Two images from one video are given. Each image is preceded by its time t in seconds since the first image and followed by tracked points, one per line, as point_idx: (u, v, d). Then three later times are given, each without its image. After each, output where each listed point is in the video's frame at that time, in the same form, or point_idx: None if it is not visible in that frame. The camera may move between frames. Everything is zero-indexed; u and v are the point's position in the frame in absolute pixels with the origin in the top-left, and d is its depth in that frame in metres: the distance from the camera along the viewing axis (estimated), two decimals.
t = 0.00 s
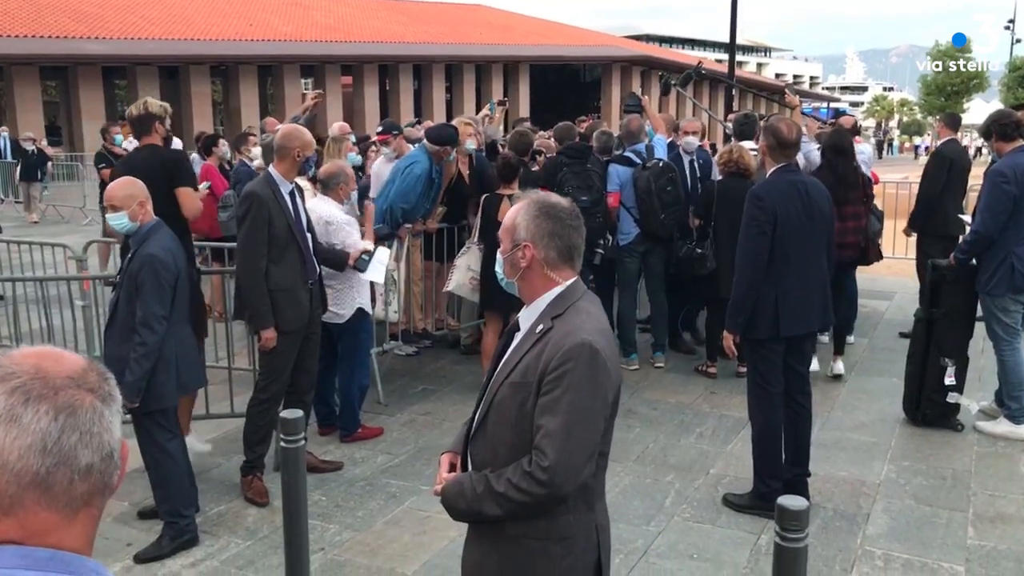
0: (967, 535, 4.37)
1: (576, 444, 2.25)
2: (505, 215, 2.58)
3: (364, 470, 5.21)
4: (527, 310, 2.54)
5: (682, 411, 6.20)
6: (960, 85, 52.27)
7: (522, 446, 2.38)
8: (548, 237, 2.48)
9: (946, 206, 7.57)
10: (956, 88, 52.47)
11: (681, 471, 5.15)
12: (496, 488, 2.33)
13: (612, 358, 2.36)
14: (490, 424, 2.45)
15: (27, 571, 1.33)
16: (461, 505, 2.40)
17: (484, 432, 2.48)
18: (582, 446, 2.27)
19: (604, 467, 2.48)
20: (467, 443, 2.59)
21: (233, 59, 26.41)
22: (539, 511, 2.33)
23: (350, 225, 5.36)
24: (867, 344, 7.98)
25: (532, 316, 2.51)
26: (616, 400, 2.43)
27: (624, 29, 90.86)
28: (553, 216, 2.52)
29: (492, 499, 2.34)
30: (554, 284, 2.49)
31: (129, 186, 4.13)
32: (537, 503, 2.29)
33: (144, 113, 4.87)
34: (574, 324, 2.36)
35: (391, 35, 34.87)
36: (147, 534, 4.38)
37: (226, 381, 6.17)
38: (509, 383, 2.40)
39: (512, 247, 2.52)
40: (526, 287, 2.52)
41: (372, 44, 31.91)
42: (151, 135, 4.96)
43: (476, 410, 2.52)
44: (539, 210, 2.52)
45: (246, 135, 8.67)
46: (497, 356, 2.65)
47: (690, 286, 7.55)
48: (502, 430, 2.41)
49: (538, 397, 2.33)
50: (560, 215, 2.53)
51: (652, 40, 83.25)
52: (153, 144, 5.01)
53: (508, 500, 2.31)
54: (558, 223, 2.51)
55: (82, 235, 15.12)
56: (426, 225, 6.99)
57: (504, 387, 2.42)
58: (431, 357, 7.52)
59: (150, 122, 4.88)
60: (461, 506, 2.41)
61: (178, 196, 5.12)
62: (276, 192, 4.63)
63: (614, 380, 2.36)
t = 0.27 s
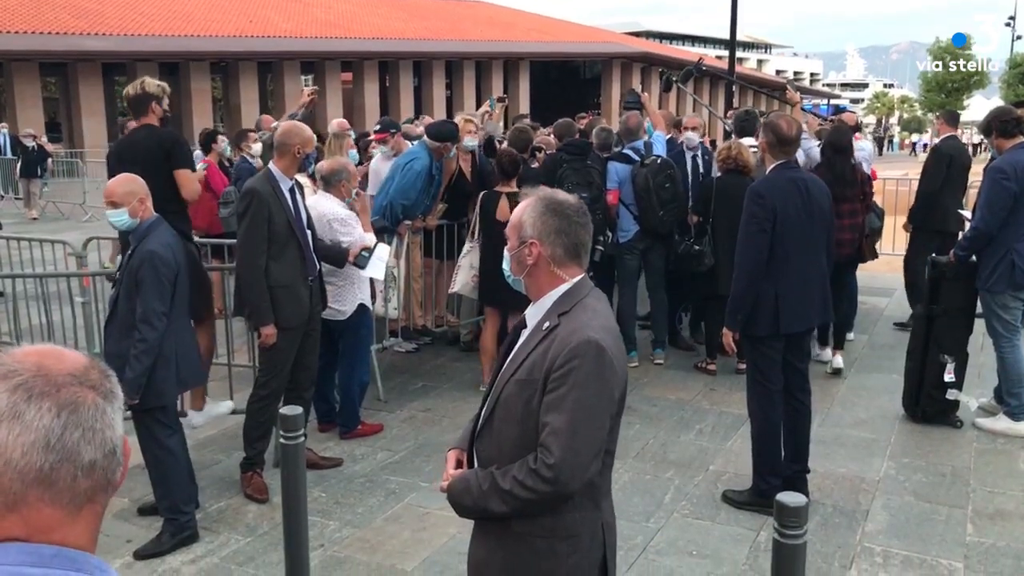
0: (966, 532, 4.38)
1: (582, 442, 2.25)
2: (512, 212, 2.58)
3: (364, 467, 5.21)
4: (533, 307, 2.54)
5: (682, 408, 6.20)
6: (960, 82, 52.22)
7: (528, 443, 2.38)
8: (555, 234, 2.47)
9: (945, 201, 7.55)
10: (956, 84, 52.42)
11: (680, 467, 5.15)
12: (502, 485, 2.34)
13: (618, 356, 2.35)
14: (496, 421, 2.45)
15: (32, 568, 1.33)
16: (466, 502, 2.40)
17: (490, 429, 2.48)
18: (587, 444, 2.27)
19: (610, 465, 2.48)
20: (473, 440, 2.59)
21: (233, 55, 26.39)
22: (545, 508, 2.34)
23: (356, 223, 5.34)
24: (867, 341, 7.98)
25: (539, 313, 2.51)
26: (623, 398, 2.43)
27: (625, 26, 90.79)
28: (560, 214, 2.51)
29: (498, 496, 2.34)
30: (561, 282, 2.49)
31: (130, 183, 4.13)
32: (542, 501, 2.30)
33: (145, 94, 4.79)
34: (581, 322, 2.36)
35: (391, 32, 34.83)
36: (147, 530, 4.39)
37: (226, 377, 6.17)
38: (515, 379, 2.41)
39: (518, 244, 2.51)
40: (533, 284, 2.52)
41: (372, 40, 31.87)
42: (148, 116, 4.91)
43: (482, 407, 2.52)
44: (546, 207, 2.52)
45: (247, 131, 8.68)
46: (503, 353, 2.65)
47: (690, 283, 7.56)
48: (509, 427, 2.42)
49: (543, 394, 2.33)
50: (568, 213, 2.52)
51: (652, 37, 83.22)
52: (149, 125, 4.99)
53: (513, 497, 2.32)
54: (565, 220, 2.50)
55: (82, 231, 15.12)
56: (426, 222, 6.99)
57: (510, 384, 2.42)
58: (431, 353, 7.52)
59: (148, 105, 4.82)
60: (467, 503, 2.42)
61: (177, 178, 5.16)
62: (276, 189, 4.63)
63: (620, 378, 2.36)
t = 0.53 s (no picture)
0: (963, 528, 4.39)
1: (584, 439, 2.26)
2: (520, 210, 2.59)
3: (365, 463, 5.23)
4: (541, 304, 2.55)
5: (681, 404, 6.22)
6: (960, 79, 52.21)
7: (532, 439, 2.40)
8: (561, 231, 2.48)
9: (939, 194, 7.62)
10: (956, 82, 52.41)
11: (679, 464, 5.17)
12: (505, 480, 2.35)
13: (623, 354, 2.36)
14: (500, 417, 2.47)
15: (33, 562, 1.34)
16: (470, 496, 2.42)
17: (495, 424, 2.49)
18: (590, 441, 2.28)
19: (614, 461, 2.49)
20: (479, 435, 2.61)
21: (233, 52, 26.38)
22: (547, 504, 2.35)
23: (358, 222, 5.33)
24: (866, 338, 7.99)
25: (546, 310, 2.52)
26: (627, 396, 2.44)
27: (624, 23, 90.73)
28: (567, 212, 2.52)
29: (501, 491, 2.36)
30: (568, 279, 2.50)
31: (132, 180, 4.14)
32: (544, 497, 2.31)
33: (141, 82, 4.91)
34: (585, 319, 2.37)
35: (390, 29, 34.81)
36: (148, 526, 4.41)
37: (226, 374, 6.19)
38: (520, 375, 2.42)
39: (525, 241, 2.53)
40: (541, 281, 2.54)
41: (372, 37, 31.86)
42: (145, 106, 4.99)
43: (488, 403, 2.54)
44: (552, 204, 2.53)
45: (248, 127, 8.69)
46: (511, 349, 2.66)
47: (690, 280, 7.57)
48: (513, 423, 2.43)
49: (548, 391, 2.34)
50: (575, 210, 2.53)
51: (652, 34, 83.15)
52: (147, 116, 5.03)
53: (516, 493, 2.33)
54: (572, 218, 2.50)
55: (83, 228, 15.13)
56: (426, 219, 7.00)
57: (515, 380, 2.43)
58: (431, 350, 7.54)
59: (143, 92, 4.91)
60: (471, 497, 2.43)
61: (176, 171, 5.14)
62: (277, 186, 4.64)
63: (624, 376, 2.36)
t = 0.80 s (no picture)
0: (961, 523, 4.40)
1: (578, 431, 2.27)
2: (526, 203, 2.59)
3: (363, 459, 5.23)
4: (544, 297, 2.55)
5: (679, 400, 6.22)
6: (959, 77, 52.21)
7: (529, 430, 2.40)
8: (564, 224, 2.48)
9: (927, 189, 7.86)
10: (955, 79, 52.43)
11: (677, 459, 5.18)
12: (501, 470, 2.36)
13: (621, 347, 2.36)
14: (500, 407, 2.48)
15: (22, 549, 1.32)
16: (467, 485, 2.43)
17: (495, 415, 2.50)
18: (585, 433, 2.28)
19: (611, 455, 2.49)
20: (478, 425, 2.62)
21: (232, 49, 26.35)
22: (542, 495, 2.36)
23: (352, 216, 5.38)
24: (864, 334, 7.99)
25: (548, 303, 2.52)
26: (626, 390, 2.43)
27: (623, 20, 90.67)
28: (571, 205, 2.51)
29: (497, 481, 2.37)
30: (570, 272, 2.50)
31: (129, 175, 4.13)
32: (538, 488, 2.31)
33: (145, 75, 4.87)
34: (585, 312, 2.37)
35: (389, 26, 34.77)
36: (146, 521, 4.41)
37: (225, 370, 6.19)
38: (519, 366, 2.43)
39: (529, 233, 2.53)
40: (543, 274, 2.54)
41: (371, 35, 31.84)
42: (144, 99, 4.96)
43: (489, 393, 2.55)
44: (556, 197, 2.52)
45: (247, 123, 8.69)
46: (513, 341, 2.67)
47: (688, 276, 7.57)
48: (511, 414, 2.43)
49: (545, 382, 2.35)
50: (580, 204, 2.52)
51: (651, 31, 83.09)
52: (145, 110, 5.02)
53: (511, 482, 2.34)
54: (575, 212, 2.50)
55: (81, 225, 15.12)
56: (424, 215, 6.99)
57: (515, 371, 2.44)
58: (429, 346, 7.54)
59: (143, 86, 4.88)
60: (468, 486, 2.45)
61: (176, 166, 5.13)
62: (277, 181, 4.64)
63: (622, 370, 2.36)
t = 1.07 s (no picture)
0: (955, 519, 4.41)
1: (565, 426, 2.27)
2: (522, 198, 2.59)
3: (359, 456, 5.23)
4: (538, 292, 2.55)
5: (675, 398, 6.23)
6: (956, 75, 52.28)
7: (519, 424, 2.41)
8: (559, 220, 2.48)
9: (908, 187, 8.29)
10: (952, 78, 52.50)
11: (673, 456, 5.19)
12: (489, 462, 2.37)
13: (610, 343, 2.36)
14: (492, 400, 2.49)
15: None
16: (457, 476, 2.45)
17: (487, 408, 2.51)
18: (571, 427, 2.28)
19: (602, 451, 2.49)
20: (472, 419, 2.63)
21: (229, 48, 26.32)
22: (530, 488, 2.37)
23: (346, 213, 5.38)
24: (861, 331, 8.01)
25: (542, 298, 2.53)
26: (616, 386, 2.43)
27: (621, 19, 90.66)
28: (567, 201, 2.51)
29: (486, 473, 2.38)
30: (564, 268, 2.50)
31: (125, 172, 4.13)
32: (525, 481, 2.32)
33: (141, 71, 4.97)
34: (575, 307, 2.38)
35: (387, 25, 34.75)
36: (142, 518, 4.41)
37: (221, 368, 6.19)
38: (511, 360, 2.44)
39: (525, 229, 2.54)
40: (538, 269, 2.54)
41: (368, 33, 31.82)
42: (139, 96, 5.02)
43: (482, 387, 2.56)
44: (552, 193, 2.52)
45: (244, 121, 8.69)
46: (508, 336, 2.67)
47: (684, 274, 7.58)
48: (502, 408, 2.45)
49: (535, 376, 2.36)
50: (576, 200, 2.52)
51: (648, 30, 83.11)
52: (142, 107, 5.04)
53: (499, 475, 2.35)
54: (571, 208, 2.50)
55: (78, 223, 15.11)
56: (421, 213, 7.00)
57: (506, 365, 2.45)
58: (426, 344, 7.54)
59: (139, 82, 4.96)
60: (459, 478, 2.46)
61: (175, 163, 5.12)
62: (274, 179, 4.64)
63: (611, 365, 2.36)
